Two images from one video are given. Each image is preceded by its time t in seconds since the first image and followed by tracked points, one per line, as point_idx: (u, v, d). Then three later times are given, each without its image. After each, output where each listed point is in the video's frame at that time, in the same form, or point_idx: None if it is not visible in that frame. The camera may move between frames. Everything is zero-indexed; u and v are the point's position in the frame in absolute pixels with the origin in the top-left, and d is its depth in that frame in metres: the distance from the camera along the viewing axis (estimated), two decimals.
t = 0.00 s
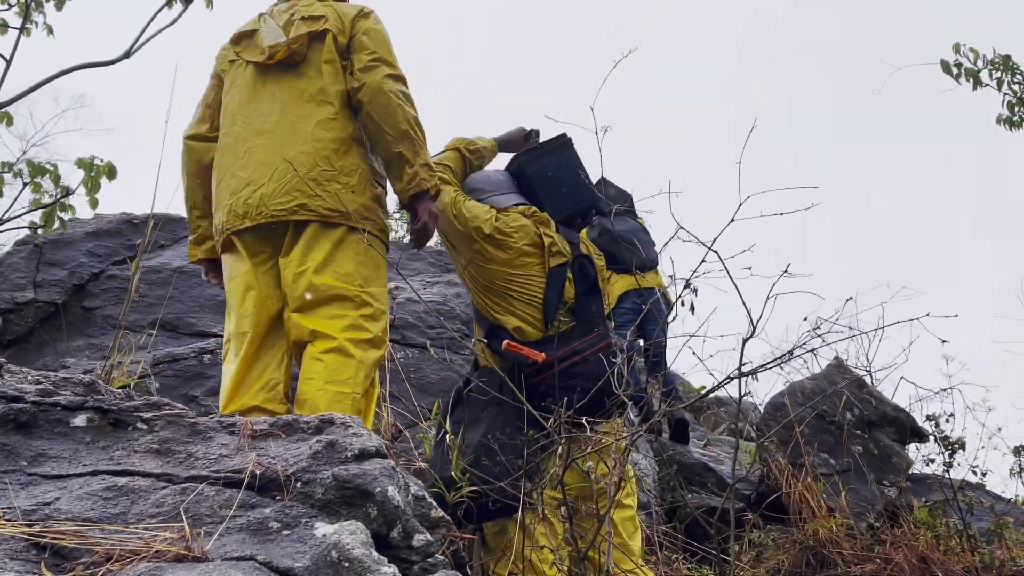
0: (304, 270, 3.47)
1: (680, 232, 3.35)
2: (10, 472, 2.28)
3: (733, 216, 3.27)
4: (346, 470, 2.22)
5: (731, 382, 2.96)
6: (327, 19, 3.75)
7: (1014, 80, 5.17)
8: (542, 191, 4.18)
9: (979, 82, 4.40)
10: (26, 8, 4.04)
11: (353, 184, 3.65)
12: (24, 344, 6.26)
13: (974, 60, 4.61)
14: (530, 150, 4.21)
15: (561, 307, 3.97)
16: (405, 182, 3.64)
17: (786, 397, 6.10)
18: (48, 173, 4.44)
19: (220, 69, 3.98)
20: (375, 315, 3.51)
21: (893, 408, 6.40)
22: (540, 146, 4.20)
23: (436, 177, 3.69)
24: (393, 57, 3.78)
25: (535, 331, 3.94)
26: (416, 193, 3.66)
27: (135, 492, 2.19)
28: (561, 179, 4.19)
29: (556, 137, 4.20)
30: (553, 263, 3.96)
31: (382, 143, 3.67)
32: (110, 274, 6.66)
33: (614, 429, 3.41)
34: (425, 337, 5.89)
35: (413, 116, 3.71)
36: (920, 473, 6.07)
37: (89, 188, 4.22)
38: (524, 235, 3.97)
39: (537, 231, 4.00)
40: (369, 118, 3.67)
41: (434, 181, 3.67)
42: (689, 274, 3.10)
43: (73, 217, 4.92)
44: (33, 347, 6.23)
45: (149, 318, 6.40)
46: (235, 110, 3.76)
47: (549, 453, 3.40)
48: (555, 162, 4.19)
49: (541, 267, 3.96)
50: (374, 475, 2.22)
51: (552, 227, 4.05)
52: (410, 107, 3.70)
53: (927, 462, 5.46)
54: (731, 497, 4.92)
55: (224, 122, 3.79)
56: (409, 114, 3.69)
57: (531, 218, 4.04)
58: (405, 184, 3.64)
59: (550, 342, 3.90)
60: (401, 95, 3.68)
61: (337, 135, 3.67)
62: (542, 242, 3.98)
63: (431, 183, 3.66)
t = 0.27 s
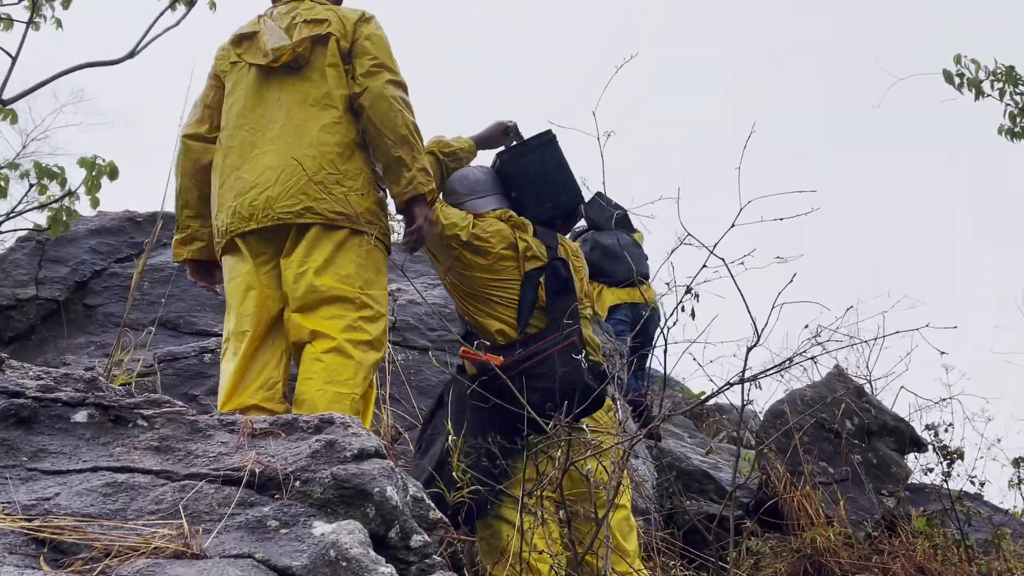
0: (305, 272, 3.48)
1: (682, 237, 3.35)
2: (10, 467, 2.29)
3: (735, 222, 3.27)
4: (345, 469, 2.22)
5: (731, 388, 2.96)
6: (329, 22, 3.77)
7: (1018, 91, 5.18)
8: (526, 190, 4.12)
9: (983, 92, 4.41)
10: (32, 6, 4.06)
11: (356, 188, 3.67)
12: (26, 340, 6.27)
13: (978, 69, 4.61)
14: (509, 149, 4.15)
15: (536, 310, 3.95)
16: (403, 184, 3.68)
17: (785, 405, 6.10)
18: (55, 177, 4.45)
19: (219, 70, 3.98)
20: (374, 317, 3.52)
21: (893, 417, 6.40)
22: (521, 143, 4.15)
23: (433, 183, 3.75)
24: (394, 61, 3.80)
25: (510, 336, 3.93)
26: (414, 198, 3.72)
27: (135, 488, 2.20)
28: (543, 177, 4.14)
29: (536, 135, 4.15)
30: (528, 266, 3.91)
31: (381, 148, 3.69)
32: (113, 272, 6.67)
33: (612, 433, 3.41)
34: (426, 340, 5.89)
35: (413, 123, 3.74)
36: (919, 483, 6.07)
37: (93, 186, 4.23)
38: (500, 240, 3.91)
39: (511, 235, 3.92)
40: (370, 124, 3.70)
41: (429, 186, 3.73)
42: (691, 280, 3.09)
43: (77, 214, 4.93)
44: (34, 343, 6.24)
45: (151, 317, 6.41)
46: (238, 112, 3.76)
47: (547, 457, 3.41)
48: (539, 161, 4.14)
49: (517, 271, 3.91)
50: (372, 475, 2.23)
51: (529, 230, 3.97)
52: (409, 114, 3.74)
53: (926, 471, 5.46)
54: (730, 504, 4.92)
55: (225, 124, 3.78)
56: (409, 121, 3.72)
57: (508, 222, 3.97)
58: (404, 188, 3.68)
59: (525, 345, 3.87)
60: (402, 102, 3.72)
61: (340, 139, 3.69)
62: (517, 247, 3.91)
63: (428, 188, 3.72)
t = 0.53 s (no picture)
0: (314, 274, 3.49)
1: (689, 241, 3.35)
2: (15, 460, 2.30)
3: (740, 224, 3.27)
4: (349, 467, 2.23)
5: (735, 391, 2.96)
6: (327, 20, 3.78)
7: None
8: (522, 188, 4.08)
9: (989, 97, 4.41)
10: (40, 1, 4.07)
11: (363, 187, 3.67)
12: (30, 336, 6.29)
13: (985, 75, 4.62)
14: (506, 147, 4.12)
15: (521, 306, 3.89)
16: (410, 177, 3.68)
17: (789, 410, 6.10)
18: (58, 168, 4.46)
19: (219, 73, 3.99)
20: (383, 317, 3.52)
21: (896, 423, 6.39)
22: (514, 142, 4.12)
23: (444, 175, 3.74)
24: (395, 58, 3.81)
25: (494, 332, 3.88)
26: (423, 188, 3.69)
27: (139, 483, 2.20)
28: (540, 175, 4.10)
29: (533, 133, 4.12)
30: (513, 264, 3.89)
31: (386, 143, 3.70)
32: (117, 269, 6.68)
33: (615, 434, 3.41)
34: (430, 340, 5.89)
35: (418, 115, 3.75)
36: (921, 489, 6.07)
37: (99, 181, 4.24)
38: (484, 237, 3.89)
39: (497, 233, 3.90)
40: (374, 121, 3.71)
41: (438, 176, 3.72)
42: (694, 283, 3.09)
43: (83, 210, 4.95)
44: (39, 339, 6.25)
45: (156, 314, 6.42)
46: (240, 116, 3.76)
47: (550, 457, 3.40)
48: (534, 159, 4.10)
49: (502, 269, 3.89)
50: (376, 472, 2.23)
51: (515, 228, 3.96)
52: (413, 106, 3.74)
53: (928, 478, 5.46)
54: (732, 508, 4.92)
55: (228, 127, 3.78)
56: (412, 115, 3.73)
57: (494, 220, 3.96)
58: (411, 180, 3.68)
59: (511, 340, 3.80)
60: (405, 97, 3.72)
61: (344, 138, 3.70)
62: (502, 244, 3.89)
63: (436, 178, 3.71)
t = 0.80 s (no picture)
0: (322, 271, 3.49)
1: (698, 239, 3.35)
2: (24, 453, 2.30)
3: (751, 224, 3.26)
4: (358, 462, 2.23)
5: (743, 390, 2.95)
6: (333, 15, 3.79)
7: None
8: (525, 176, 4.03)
9: (1000, 98, 4.39)
10: None
11: (372, 178, 3.67)
12: (38, 332, 6.30)
13: (996, 76, 4.60)
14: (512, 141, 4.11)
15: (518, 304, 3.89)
16: (418, 162, 3.66)
17: (795, 411, 6.09)
18: (72, 167, 4.47)
19: (226, 78, 4.00)
20: (392, 313, 3.52)
21: (903, 425, 6.38)
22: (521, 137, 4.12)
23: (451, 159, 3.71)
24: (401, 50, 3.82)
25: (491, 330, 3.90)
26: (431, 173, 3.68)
27: (148, 477, 2.21)
28: (546, 169, 4.06)
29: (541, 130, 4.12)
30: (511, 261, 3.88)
31: (395, 132, 3.69)
32: (126, 265, 6.70)
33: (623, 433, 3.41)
34: (437, 338, 5.90)
35: (424, 104, 3.74)
36: (928, 492, 6.06)
37: (109, 178, 4.25)
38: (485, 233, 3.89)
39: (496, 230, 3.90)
40: (381, 109, 3.71)
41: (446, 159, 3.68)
42: (704, 279, 3.06)
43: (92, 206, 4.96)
44: (48, 334, 6.27)
45: (164, 310, 6.43)
46: (249, 113, 3.77)
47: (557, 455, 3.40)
48: (538, 153, 4.07)
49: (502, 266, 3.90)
50: (385, 468, 2.23)
51: (514, 227, 3.96)
52: (420, 95, 3.74)
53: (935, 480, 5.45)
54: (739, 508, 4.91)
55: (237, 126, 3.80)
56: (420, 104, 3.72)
57: (493, 217, 3.95)
58: (418, 165, 3.66)
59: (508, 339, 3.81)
60: (411, 88, 3.72)
61: (353, 131, 3.70)
62: (501, 243, 3.89)
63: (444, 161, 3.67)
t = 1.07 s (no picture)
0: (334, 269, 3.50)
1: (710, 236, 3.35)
2: (38, 447, 2.31)
3: (767, 217, 3.21)
4: (370, 457, 2.23)
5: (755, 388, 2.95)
6: (339, 14, 3.82)
7: None
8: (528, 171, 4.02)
9: (1014, 97, 4.38)
10: None
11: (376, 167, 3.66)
12: (50, 327, 6.32)
13: (1009, 73, 4.58)
14: (515, 138, 4.11)
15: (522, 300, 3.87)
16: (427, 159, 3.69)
17: (805, 410, 6.09)
18: (82, 162, 4.48)
19: (234, 81, 4.01)
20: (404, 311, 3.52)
21: (913, 424, 6.37)
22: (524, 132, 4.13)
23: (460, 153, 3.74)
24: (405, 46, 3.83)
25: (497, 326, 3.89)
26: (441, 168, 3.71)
27: (161, 470, 2.21)
28: (548, 163, 4.04)
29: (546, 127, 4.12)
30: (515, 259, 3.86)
31: (402, 125, 3.70)
32: (138, 261, 6.72)
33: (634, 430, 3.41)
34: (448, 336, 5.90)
35: (432, 98, 3.75)
36: (938, 492, 6.05)
37: (121, 174, 4.26)
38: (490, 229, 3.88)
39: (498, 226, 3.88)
40: (387, 103, 3.71)
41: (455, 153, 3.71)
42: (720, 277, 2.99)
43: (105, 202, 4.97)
44: (59, 329, 6.29)
45: (176, 307, 6.45)
46: (255, 110, 3.78)
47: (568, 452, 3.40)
48: (540, 150, 4.07)
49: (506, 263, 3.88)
50: (397, 463, 2.24)
51: (517, 224, 3.93)
52: (426, 90, 3.75)
53: (945, 480, 5.44)
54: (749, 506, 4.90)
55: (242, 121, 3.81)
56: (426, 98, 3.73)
57: (496, 213, 3.93)
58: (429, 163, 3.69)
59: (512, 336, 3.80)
60: (417, 82, 3.73)
61: (357, 123, 3.71)
62: (501, 239, 3.87)
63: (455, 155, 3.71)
